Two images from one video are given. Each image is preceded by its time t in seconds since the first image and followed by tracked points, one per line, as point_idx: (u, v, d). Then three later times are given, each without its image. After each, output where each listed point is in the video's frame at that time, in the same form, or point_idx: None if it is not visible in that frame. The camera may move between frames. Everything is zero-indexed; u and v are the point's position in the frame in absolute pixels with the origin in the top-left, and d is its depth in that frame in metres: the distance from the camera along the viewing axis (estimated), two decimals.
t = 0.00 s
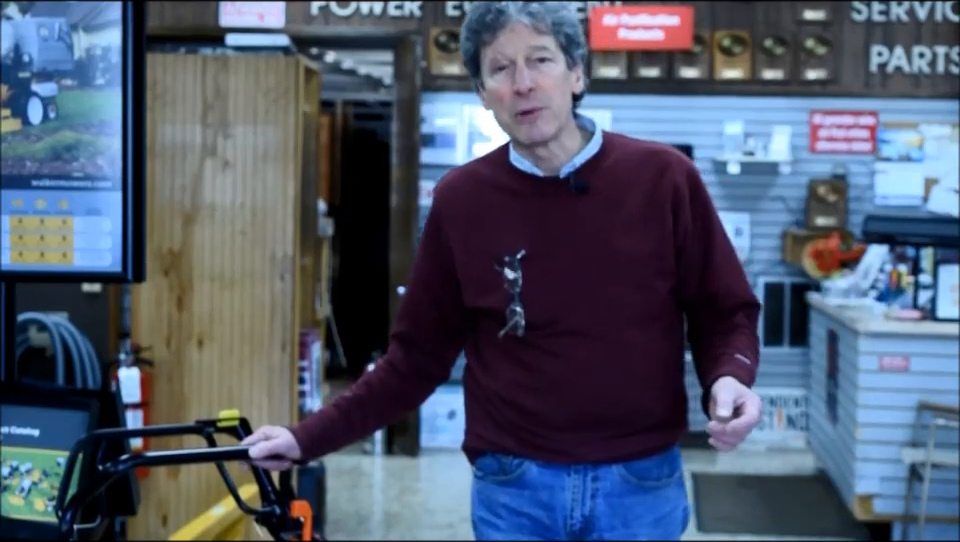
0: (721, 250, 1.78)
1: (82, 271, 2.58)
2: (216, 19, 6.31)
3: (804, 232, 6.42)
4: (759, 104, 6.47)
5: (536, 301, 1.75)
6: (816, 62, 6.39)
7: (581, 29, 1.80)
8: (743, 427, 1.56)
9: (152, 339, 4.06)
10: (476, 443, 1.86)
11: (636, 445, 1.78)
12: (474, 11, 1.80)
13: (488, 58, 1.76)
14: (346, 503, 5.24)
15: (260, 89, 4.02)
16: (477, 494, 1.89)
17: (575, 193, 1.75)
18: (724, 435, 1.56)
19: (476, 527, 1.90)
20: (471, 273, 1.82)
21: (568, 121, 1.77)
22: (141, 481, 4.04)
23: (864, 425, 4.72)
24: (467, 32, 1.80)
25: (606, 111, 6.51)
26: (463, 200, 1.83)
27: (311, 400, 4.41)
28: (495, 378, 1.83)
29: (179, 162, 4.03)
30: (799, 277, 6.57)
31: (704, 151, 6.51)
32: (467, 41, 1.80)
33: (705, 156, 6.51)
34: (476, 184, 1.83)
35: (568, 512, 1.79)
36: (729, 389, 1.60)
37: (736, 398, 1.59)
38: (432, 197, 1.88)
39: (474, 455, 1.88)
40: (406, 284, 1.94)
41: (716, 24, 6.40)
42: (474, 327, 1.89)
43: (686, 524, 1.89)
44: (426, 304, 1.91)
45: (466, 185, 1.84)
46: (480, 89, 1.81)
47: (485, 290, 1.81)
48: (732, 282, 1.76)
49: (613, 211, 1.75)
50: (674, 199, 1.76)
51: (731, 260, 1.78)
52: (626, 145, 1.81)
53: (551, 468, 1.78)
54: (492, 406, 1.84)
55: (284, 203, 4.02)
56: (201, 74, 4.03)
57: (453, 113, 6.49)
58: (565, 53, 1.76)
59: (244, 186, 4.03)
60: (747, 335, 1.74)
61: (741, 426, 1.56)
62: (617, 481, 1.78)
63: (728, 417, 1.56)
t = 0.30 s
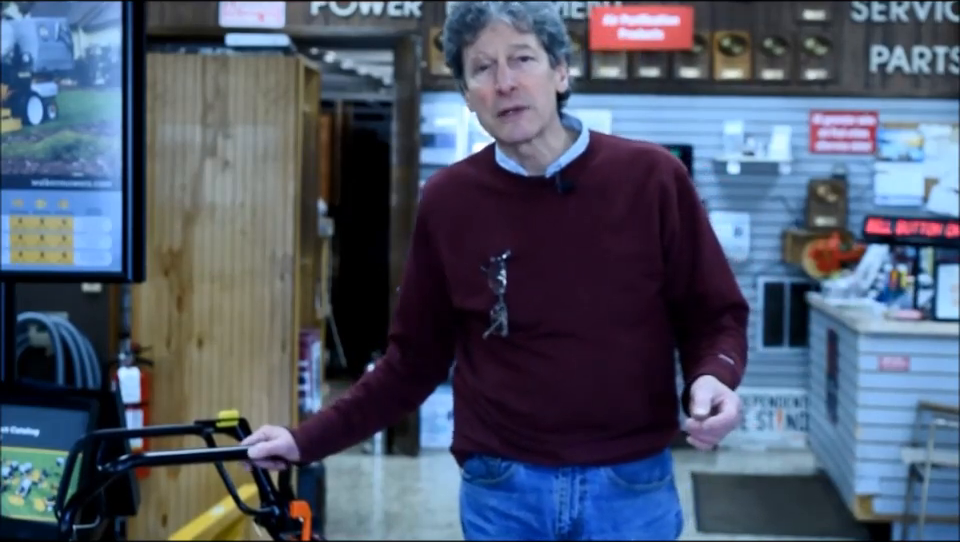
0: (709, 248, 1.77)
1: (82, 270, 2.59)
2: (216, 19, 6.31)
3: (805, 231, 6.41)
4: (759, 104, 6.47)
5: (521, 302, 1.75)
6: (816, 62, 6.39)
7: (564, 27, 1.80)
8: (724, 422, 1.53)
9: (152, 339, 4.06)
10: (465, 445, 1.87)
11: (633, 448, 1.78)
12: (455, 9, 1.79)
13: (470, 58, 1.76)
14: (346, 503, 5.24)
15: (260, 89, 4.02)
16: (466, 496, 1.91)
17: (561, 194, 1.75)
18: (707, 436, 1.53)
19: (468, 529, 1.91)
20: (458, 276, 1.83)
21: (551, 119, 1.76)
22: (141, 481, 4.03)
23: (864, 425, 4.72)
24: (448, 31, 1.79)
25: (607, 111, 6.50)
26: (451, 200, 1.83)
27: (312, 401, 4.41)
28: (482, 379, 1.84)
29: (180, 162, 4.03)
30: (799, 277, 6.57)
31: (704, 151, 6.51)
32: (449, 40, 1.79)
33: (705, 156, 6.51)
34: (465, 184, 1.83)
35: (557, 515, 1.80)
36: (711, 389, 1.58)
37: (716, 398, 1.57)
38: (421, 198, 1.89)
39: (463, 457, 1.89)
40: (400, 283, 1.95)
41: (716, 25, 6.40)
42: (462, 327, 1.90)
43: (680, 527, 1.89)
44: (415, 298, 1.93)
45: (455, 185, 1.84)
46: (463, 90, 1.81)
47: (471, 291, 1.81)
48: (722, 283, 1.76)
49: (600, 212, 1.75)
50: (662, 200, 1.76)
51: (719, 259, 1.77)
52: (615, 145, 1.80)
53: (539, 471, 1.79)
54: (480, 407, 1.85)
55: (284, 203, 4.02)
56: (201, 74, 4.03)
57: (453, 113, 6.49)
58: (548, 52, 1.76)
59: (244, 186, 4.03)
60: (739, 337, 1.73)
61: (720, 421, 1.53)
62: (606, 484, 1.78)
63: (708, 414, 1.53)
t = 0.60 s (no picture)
0: (710, 254, 1.73)
1: (82, 270, 2.61)
2: (216, 19, 6.31)
3: (805, 231, 6.41)
4: (759, 104, 6.47)
5: (516, 302, 1.71)
6: (816, 62, 6.39)
7: (576, 29, 1.77)
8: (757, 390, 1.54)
9: (152, 339, 4.06)
10: (457, 446, 1.83)
11: (628, 449, 1.74)
12: None
13: (482, 48, 1.72)
14: (346, 503, 5.23)
15: (260, 89, 4.01)
16: (458, 498, 1.86)
17: (558, 195, 1.71)
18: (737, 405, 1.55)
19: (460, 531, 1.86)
20: (454, 274, 1.79)
21: (557, 119, 1.72)
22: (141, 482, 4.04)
23: (864, 425, 4.72)
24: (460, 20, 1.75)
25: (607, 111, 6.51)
26: (446, 198, 1.79)
27: (312, 402, 4.42)
28: (475, 379, 1.79)
29: (180, 161, 4.03)
30: (799, 277, 6.57)
31: (704, 151, 6.51)
32: (459, 29, 1.75)
33: (705, 156, 6.51)
34: (462, 180, 1.79)
35: (548, 516, 1.74)
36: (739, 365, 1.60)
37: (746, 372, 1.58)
38: (419, 192, 1.84)
39: (455, 457, 1.84)
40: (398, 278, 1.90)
41: (716, 25, 6.41)
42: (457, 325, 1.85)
43: (674, 532, 1.84)
44: (411, 297, 1.88)
45: (454, 180, 1.79)
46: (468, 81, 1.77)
47: (467, 290, 1.77)
48: (723, 289, 1.72)
49: (599, 214, 1.71)
50: (659, 204, 1.72)
51: (720, 263, 1.74)
52: (614, 147, 1.76)
53: (530, 472, 1.74)
54: (472, 408, 1.80)
55: (284, 202, 4.02)
56: (201, 74, 4.03)
57: (453, 113, 6.48)
58: (560, 51, 1.72)
59: (244, 186, 4.03)
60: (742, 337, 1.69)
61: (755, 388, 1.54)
62: (597, 485, 1.73)
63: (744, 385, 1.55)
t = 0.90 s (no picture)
0: (726, 264, 1.71)
1: (82, 270, 2.61)
2: (216, 19, 6.32)
3: (805, 231, 6.41)
4: (759, 104, 6.48)
5: (523, 296, 1.68)
6: (816, 62, 6.39)
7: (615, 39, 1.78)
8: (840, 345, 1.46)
9: (152, 339, 4.06)
10: (454, 444, 1.79)
11: (622, 450, 1.71)
12: None
13: (528, 35, 1.71)
14: (346, 503, 5.23)
15: (260, 89, 4.01)
16: (454, 497, 1.82)
17: (574, 193, 1.69)
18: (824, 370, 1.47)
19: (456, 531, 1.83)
20: (459, 264, 1.75)
21: (586, 120, 1.72)
22: (141, 481, 4.03)
23: (864, 425, 4.72)
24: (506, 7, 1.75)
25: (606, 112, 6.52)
26: (459, 189, 1.76)
27: (312, 402, 4.42)
28: (473, 372, 1.76)
29: (180, 161, 4.03)
30: (799, 277, 6.56)
31: (704, 151, 6.52)
32: (504, 17, 1.75)
33: (705, 156, 6.52)
34: (473, 175, 1.76)
35: (542, 515, 1.72)
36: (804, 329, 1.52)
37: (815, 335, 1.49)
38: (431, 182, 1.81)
39: (452, 457, 1.81)
40: (401, 271, 1.88)
41: (716, 25, 6.41)
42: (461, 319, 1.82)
43: (669, 533, 1.82)
44: (415, 291, 1.86)
45: (467, 175, 1.76)
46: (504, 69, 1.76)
47: (472, 280, 1.74)
48: (734, 300, 1.69)
49: (610, 215, 1.68)
50: (674, 210, 1.69)
51: (735, 274, 1.71)
52: (633, 153, 1.74)
53: (526, 471, 1.72)
54: (468, 403, 1.77)
55: (284, 202, 4.02)
56: (201, 74, 4.03)
57: (453, 113, 6.47)
58: (601, 55, 1.73)
59: (244, 186, 4.03)
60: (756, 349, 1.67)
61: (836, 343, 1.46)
62: (592, 485, 1.71)
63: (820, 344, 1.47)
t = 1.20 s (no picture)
0: (736, 272, 1.71)
1: (82, 270, 2.62)
2: (216, 19, 6.32)
3: (804, 232, 6.41)
4: (759, 104, 6.47)
5: (541, 292, 1.68)
6: (816, 62, 6.39)
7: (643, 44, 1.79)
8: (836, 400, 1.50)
9: (152, 339, 4.07)
10: (464, 440, 1.77)
11: (628, 450, 1.70)
12: None
13: (557, 33, 1.72)
14: (345, 504, 5.22)
15: (260, 88, 4.01)
16: (462, 495, 1.80)
17: (596, 193, 1.69)
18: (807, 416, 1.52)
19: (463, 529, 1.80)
20: (473, 255, 1.74)
21: (610, 120, 1.72)
22: (141, 481, 4.03)
23: (863, 426, 4.72)
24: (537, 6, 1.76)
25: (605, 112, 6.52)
26: (479, 182, 1.75)
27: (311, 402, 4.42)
28: (485, 367, 1.74)
29: (180, 162, 4.03)
30: (799, 277, 6.56)
31: (704, 151, 6.52)
32: (534, 16, 1.76)
33: (705, 156, 6.52)
34: (493, 171, 1.75)
35: (553, 513, 1.70)
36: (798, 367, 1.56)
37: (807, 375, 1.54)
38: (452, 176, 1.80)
39: (461, 454, 1.79)
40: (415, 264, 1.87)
41: (716, 24, 6.41)
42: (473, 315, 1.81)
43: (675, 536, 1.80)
44: (429, 281, 1.85)
45: (487, 172, 1.76)
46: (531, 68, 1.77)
47: (489, 274, 1.72)
48: (744, 309, 1.70)
49: (628, 215, 1.68)
50: (693, 217, 1.69)
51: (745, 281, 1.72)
52: (653, 160, 1.74)
53: (538, 468, 1.70)
54: (479, 398, 1.75)
55: (284, 202, 4.02)
56: (201, 74, 4.02)
57: (453, 113, 6.49)
58: (628, 57, 1.74)
59: (244, 186, 4.03)
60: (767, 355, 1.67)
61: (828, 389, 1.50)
62: (604, 484, 1.69)
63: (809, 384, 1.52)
